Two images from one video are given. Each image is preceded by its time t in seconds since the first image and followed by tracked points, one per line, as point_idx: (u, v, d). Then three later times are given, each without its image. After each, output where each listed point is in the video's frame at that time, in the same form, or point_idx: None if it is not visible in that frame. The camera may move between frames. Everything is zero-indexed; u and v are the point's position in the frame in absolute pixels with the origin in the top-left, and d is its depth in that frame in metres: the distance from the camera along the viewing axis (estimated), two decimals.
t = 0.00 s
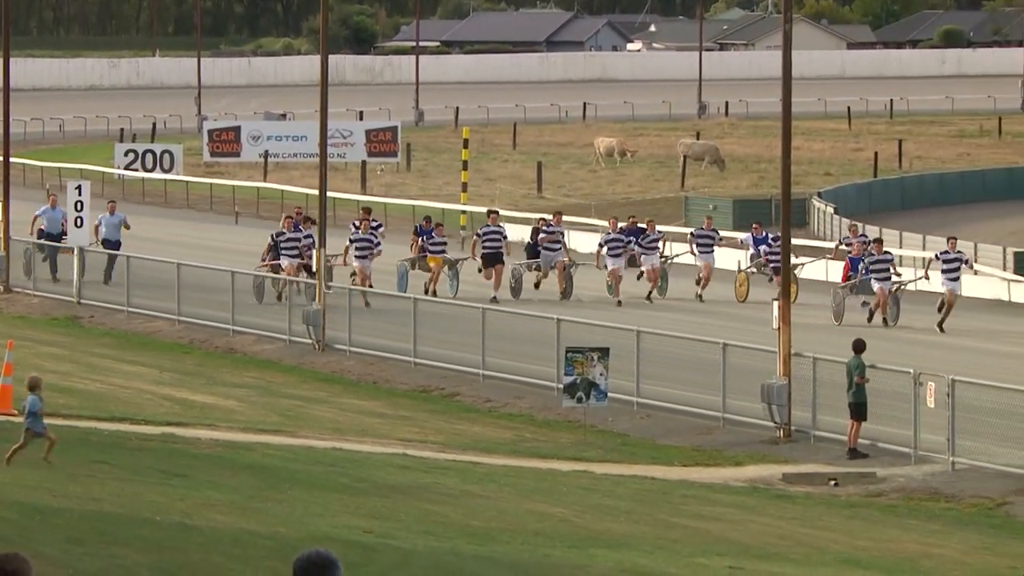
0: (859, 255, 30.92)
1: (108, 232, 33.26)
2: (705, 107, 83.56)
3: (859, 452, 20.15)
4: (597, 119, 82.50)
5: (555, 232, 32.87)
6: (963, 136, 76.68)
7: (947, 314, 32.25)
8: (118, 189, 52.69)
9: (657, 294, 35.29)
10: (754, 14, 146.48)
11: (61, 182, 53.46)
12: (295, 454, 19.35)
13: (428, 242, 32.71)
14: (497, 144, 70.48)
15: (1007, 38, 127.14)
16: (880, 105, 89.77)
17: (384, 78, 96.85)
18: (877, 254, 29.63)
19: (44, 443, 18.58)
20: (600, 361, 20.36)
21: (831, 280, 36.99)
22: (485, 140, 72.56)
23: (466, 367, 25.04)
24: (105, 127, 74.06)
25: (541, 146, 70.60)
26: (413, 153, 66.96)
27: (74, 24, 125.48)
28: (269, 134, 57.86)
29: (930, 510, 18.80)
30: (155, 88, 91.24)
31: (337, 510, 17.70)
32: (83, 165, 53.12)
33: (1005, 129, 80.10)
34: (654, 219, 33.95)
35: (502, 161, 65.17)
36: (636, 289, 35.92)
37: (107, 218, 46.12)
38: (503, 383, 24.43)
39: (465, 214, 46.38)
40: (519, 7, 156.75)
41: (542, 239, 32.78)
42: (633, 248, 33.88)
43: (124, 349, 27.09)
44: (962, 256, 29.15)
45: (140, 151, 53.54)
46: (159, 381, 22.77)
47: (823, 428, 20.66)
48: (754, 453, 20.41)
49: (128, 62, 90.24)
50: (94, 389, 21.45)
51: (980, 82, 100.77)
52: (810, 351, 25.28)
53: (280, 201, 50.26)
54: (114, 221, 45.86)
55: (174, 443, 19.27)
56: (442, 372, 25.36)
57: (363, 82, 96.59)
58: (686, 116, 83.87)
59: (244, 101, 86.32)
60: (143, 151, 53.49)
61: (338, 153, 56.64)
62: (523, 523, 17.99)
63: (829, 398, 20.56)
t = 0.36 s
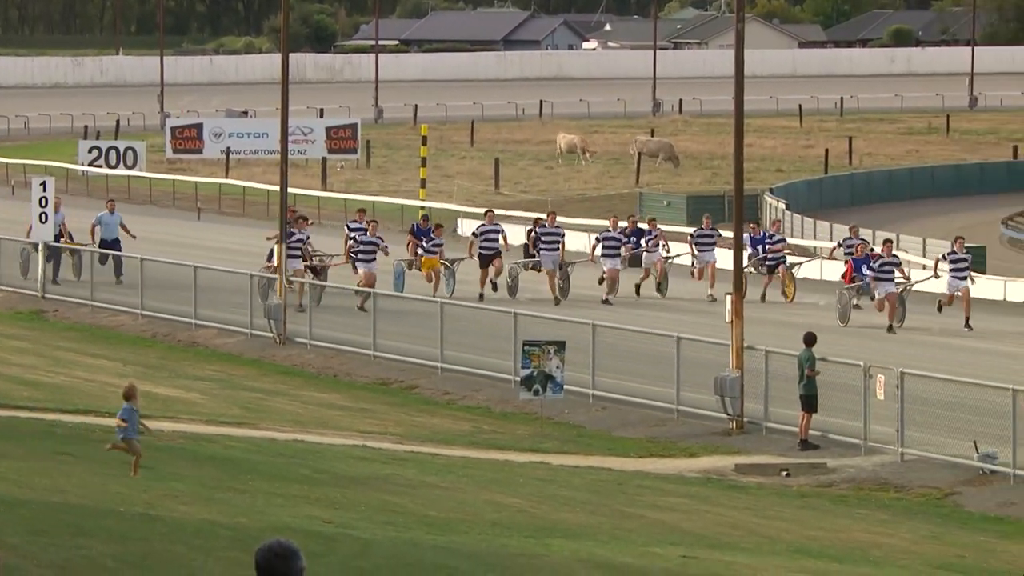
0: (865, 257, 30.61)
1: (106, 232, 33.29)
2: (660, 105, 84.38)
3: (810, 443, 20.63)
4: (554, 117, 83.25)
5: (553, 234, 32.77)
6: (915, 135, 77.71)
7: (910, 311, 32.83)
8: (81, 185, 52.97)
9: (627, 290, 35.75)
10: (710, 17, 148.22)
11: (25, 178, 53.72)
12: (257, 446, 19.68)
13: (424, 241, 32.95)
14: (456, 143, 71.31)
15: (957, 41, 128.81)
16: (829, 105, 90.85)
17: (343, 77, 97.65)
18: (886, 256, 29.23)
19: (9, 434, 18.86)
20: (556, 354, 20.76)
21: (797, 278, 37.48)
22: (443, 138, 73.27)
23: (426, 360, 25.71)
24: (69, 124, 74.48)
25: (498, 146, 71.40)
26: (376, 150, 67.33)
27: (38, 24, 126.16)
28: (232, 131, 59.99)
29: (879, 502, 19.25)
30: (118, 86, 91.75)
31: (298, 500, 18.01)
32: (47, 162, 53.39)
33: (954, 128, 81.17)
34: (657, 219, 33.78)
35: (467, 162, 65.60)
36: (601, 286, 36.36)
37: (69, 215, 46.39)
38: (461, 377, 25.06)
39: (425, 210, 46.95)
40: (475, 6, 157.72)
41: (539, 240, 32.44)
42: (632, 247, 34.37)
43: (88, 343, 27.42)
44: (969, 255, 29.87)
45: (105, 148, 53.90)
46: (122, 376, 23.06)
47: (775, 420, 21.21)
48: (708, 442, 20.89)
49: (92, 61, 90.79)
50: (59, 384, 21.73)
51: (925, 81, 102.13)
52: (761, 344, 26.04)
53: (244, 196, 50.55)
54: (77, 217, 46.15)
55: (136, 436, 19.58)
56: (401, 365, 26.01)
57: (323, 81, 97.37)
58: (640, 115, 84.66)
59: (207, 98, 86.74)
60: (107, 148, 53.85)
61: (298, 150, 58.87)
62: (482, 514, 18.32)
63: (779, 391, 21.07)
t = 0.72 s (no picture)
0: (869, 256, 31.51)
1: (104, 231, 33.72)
2: (612, 103, 85.51)
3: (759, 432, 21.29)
4: (509, 114, 84.26)
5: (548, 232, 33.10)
6: (864, 132, 78.62)
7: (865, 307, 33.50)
8: (44, 180, 53.44)
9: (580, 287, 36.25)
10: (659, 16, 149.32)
11: None
12: (217, 436, 20.09)
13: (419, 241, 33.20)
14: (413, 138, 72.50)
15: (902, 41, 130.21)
16: (778, 102, 91.89)
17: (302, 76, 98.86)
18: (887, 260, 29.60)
19: None
20: (512, 346, 21.29)
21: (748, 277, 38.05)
22: (400, 134, 74.26)
23: (383, 351, 26.53)
24: (32, 120, 75.14)
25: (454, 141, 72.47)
26: (334, 146, 67.75)
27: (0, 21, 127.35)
28: (192, 127, 60.64)
29: (825, 492, 19.78)
30: (81, 83, 92.53)
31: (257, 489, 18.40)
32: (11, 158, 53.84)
33: (901, 126, 82.19)
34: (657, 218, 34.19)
35: (426, 160, 66.05)
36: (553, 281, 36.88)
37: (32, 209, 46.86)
38: (416, 368, 25.91)
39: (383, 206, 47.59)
40: (432, 6, 159.13)
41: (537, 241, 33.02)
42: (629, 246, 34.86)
43: (52, 336, 27.86)
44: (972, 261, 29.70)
45: (67, 144, 54.45)
46: (84, 367, 23.46)
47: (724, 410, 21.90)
48: (659, 431, 21.51)
49: (55, 58, 91.55)
50: (24, 374, 22.11)
51: (870, 80, 103.41)
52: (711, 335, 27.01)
53: (204, 192, 50.91)
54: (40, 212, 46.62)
55: (99, 426, 19.98)
56: (358, 357, 26.88)
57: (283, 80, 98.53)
58: (593, 112, 85.75)
59: (167, 95, 87.09)
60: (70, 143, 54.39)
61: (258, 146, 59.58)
62: (438, 502, 18.74)
63: (729, 381, 21.74)
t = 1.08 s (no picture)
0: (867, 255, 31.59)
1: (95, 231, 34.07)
2: (562, 102, 86.42)
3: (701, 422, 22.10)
4: (460, 112, 85.11)
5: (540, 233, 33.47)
6: (805, 130, 79.68)
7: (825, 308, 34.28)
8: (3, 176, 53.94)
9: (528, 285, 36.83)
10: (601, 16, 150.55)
11: None
12: (173, 426, 20.58)
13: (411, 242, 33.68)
14: (365, 136, 73.20)
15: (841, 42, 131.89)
16: (722, 100, 92.95)
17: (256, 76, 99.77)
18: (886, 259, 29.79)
19: None
20: (463, 339, 21.90)
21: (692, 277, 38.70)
22: (353, 132, 74.84)
23: (336, 345, 27.44)
24: None
25: (408, 138, 73.17)
26: (288, 143, 68.21)
27: None
28: (148, 125, 61.10)
29: (766, 482, 20.36)
30: (39, 80, 93.16)
31: (212, 478, 18.86)
32: None
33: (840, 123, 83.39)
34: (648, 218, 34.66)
35: (379, 157, 66.57)
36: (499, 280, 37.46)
37: None
38: (369, 360, 26.83)
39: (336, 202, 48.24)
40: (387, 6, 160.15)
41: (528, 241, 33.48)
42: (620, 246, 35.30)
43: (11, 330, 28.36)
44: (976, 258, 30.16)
45: (26, 141, 54.97)
46: (43, 359, 23.95)
47: (669, 401, 22.70)
48: (606, 422, 22.26)
49: (14, 56, 92.17)
50: None
51: (809, 80, 104.87)
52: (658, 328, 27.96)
53: (161, 188, 51.30)
54: None
55: (58, 417, 20.45)
56: (313, 350, 27.80)
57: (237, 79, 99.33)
58: (543, 109, 86.66)
59: (124, 94, 87.43)
60: (29, 140, 54.90)
61: (214, 143, 60.06)
62: (389, 491, 19.22)
63: (673, 373, 22.56)
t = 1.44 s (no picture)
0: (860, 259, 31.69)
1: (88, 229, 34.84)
2: (510, 100, 87.10)
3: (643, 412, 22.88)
4: (410, 110, 85.73)
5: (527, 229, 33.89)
6: (745, 128, 80.59)
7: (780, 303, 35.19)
8: None
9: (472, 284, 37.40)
10: (549, 17, 151.72)
11: None
12: (128, 417, 21.06)
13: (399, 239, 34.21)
14: (315, 133, 73.73)
15: (779, 43, 133.29)
16: (663, 99, 93.88)
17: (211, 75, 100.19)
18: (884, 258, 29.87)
19: None
20: (411, 331, 22.42)
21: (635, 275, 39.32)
22: (303, 129, 75.31)
23: (289, 336, 28.32)
24: None
25: (358, 135, 73.72)
26: (239, 140, 68.64)
27: None
28: (105, 123, 61.28)
29: (704, 471, 21.00)
30: None
31: (166, 467, 19.35)
32: None
33: (776, 122, 84.40)
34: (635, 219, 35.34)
35: (329, 154, 67.04)
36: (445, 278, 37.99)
37: None
38: (322, 352, 27.66)
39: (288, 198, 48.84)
40: (335, 7, 160.71)
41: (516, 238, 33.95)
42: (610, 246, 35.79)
43: None
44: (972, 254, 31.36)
45: None
46: None
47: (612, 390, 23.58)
48: (550, 411, 23.07)
49: None
50: None
51: (749, 80, 105.95)
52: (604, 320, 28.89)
53: (115, 184, 51.72)
54: None
55: (13, 408, 20.92)
56: (266, 342, 28.61)
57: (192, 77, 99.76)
58: (489, 108, 87.40)
59: (78, 92, 87.77)
60: None
61: (167, 141, 60.49)
62: (338, 479, 19.73)
63: (616, 364, 23.36)
